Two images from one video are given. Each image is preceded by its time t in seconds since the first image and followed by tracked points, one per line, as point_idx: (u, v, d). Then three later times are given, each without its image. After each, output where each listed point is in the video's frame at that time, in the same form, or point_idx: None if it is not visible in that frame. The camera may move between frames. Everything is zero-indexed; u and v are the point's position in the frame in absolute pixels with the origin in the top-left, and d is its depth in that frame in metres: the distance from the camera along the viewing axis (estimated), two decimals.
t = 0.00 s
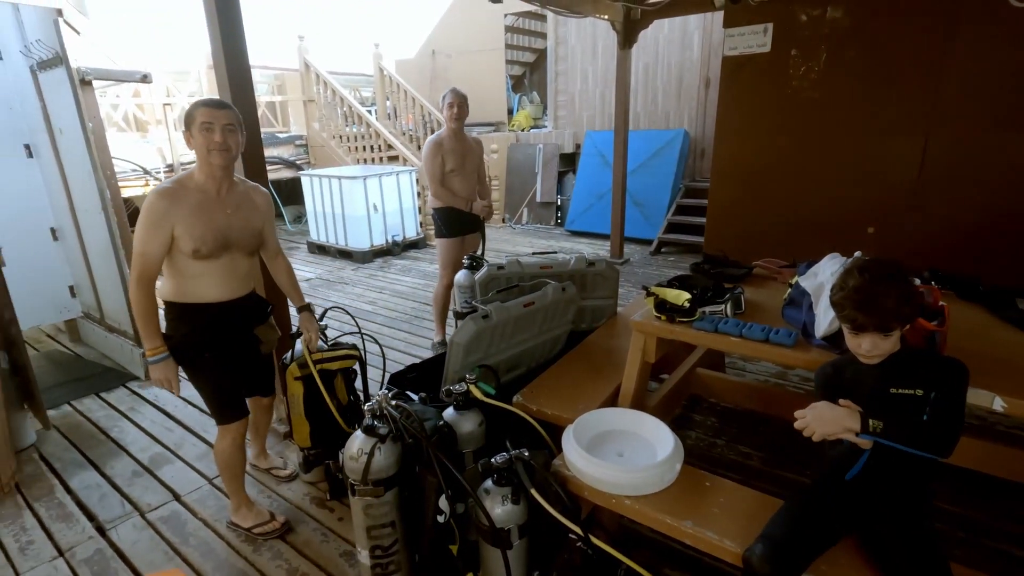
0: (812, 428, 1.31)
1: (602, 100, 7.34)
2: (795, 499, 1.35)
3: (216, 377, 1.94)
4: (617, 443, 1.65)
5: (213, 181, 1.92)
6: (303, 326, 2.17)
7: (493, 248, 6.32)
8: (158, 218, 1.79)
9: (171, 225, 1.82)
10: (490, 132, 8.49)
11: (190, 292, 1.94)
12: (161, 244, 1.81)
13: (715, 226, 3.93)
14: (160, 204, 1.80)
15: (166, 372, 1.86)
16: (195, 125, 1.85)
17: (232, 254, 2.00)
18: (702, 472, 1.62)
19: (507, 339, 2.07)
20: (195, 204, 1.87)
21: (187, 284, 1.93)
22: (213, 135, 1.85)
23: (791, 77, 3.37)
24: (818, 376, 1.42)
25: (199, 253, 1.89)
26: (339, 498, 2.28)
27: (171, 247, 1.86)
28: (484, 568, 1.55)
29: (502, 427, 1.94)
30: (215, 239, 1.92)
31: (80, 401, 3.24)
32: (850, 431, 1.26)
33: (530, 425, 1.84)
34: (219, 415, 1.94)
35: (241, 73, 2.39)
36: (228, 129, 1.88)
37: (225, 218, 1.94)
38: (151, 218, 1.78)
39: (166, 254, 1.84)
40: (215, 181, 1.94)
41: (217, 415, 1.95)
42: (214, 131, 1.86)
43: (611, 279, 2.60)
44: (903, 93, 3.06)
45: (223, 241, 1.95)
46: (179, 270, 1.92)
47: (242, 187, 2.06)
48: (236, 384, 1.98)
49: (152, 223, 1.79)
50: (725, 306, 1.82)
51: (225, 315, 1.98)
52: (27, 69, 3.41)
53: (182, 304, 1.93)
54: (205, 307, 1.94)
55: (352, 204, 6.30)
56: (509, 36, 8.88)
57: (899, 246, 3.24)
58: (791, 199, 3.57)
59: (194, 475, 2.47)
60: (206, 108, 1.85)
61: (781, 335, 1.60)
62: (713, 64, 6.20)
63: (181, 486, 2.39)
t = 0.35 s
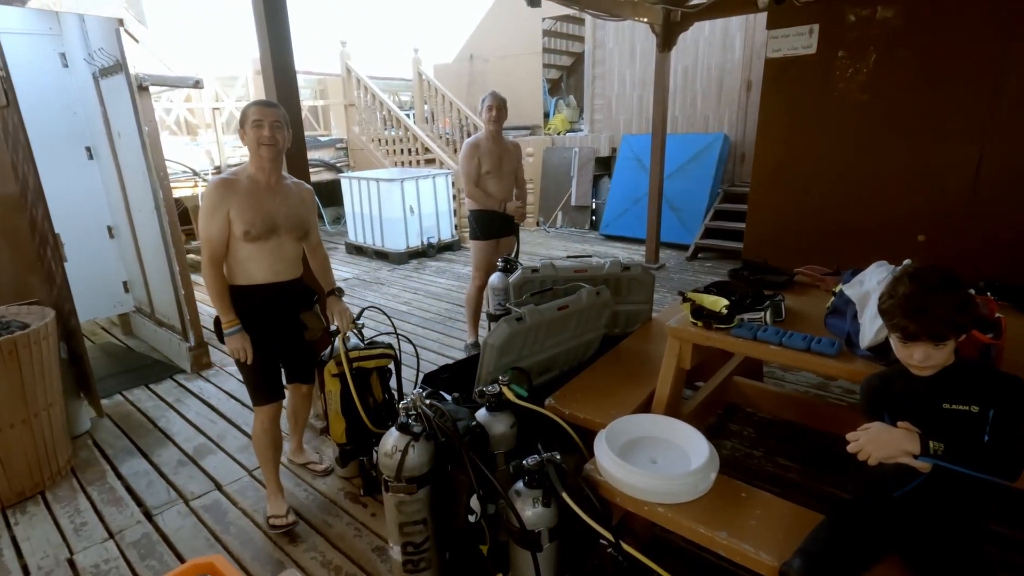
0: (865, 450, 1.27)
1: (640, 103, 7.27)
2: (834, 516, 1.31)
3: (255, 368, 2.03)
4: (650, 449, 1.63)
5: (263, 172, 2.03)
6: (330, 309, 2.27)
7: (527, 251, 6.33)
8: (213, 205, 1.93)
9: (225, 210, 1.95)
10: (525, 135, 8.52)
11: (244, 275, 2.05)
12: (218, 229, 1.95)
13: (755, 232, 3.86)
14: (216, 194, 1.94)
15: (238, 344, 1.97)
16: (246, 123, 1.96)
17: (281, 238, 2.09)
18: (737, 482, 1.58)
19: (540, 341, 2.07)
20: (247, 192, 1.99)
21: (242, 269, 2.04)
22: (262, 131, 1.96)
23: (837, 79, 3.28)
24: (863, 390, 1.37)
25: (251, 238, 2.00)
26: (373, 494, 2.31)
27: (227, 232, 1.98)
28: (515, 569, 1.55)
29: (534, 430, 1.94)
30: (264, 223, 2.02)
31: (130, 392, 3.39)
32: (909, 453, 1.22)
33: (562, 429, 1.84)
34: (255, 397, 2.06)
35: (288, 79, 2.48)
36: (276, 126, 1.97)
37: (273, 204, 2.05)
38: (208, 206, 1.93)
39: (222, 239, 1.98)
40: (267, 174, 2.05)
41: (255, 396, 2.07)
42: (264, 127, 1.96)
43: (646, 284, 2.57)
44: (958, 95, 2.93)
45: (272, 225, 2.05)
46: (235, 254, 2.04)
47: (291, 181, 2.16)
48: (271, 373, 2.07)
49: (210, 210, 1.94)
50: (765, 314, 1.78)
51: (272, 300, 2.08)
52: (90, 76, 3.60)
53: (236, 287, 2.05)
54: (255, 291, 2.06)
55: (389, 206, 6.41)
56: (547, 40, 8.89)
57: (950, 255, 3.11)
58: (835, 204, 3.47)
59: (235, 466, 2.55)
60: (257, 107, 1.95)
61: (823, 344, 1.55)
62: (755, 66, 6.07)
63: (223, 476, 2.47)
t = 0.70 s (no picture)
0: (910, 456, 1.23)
1: (682, 106, 7.16)
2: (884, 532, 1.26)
3: (296, 361, 2.12)
4: (691, 455, 1.62)
5: (315, 169, 2.10)
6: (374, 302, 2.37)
7: (564, 254, 6.33)
8: (266, 200, 2.02)
9: (277, 206, 2.04)
10: (564, 138, 8.51)
11: (293, 266, 2.12)
12: (270, 221, 2.03)
13: (800, 238, 3.76)
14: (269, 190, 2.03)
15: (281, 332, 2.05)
16: (302, 124, 2.04)
17: (329, 232, 2.16)
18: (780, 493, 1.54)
19: (579, 344, 2.07)
20: (298, 187, 2.07)
21: (291, 260, 2.11)
22: (316, 132, 2.04)
23: (892, 81, 3.17)
24: (916, 403, 1.32)
25: (300, 233, 2.08)
26: (410, 489, 2.36)
27: (279, 225, 2.06)
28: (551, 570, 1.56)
29: (572, 432, 1.94)
30: (313, 219, 2.10)
31: (182, 382, 3.55)
32: (957, 461, 1.17)
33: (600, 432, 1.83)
34: (297, 388, 2.15)
35: (338, 84, 2.56)
36: (328, 127, 2.04)
37: (322, 201, 2.13)
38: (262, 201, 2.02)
39: (274, 233, 2.06)
40: (318, 173, 2.11)
41: (298, 387, 2.17)
42: (318, 128, 2.03)
43: (687, 290, 2.54)
44: None
45: (320, 218, 2.11)
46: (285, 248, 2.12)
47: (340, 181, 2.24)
48: (313, 366, 2.15)
49: (263, 203, 2.03)
50: (813, 322, 1.73)
51: (318, 293, 2.15)
52: (152, 80, 3.79)
53: (285, 278, 2.13)
54: (302, 281, 2.12)
55: (428, 207, 6.51)
56: (587, 42, 8.86)
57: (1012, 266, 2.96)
58: (886, 211, 3.35)
59: (279, 456, 2.63)
60: (312, 109, 2.03)
61: (875, 354, 1.50)
62: (803, 69, 5.92)
63: (267, 466, 2.56)
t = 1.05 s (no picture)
0: (982, 473, 1.20)
1: (733, 108, 7.01)
2: (956, 553, 1.22)
3: (353, 355, 2.19)
4: (747, 463, 1.60)
5: (373, 169, 2.17)
6: (431, 301, 2.44)
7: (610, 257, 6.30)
8: (326, 200, 2.13)
9: (337, 206, 2.14)
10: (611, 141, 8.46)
11: (351, 263, 2.18)
12: (330, 221, 2.14)
13: (860, 246, 3.63)
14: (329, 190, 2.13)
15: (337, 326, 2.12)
16: (361, 125, 2.11)
17: (386, 231, 2.22)
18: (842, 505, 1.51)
19: (632, 347, 2.07)
20: (356, 187, 2.16)
21: (349, 257, 2.19)
22: (374, 133, 2.10)
23: (963, 83, 3.04)
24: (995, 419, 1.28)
25: (357, 230, 2.15)
26: (459, 484, 2.41)
27: (338, 224, 2.16)
28: (602, 571, 1.57)
29: (622, 435, 1.94)
30: (371, 217, 2.17)
31: (242, 372, 3.72)
32: None
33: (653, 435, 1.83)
34: (349, 378, 2.22)
35: (399, 88, 2.64)
36: (386, 128, 2.10)
37: (380, 200, 2.20)
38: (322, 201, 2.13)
39: (333, 231, 2.16)
40: (375, 173, 2.18)
41: (350, 377, 2.23)
42: (376, 130, 2.10)
43: (742, 295, 2.50)
44: None
45: (377, 217, 2.18)
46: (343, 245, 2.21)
47: (398, 180, 2.30)
48: (367, 359, 2.22)
49: (324, 204, 2.14)
50: (878, 331, 1.68)
51: (375, 290, 2.20)
52: (221, 85, 3.99)
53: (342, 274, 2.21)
54: (360, 277, 2.18)
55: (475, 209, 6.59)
56: (636, 44, 8.78)
57: None
58: (954, 218, 3.20)
59: (334, 446, 2.74)
60: (371, 111, 2.09)
61: (947, 367, 1.45)
62: (865, 70, 5.70)
63: (322, 455, 2.66)
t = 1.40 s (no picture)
0: None
1: (798, 109, 6.77)
2: None
3: (418, 350, 2.27)
4: (816, 472, 1.56)
5: (438, 170, 2.24)
6: (492, 301, 2.49)
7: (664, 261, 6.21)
8: (394, 202, 2.21)
9: (404, 207, 2.22)
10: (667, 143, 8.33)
11: (416, 262, 2.26)
12: (396, 222, 2.22)
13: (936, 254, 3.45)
14: (397, 192, 2.21)
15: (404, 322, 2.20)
16: (427, 128, 2.17)
17: (450, 230, 2.28)
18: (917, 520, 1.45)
19: (694, 350, 2.05)
20: (422, 189, 2.23)
21: (415, 256, 2.26)
22: (440, 135, 2.15)
23: None
24: None
25: (423, 230, 2.23)
26: (514, 480, 2.45)
27: (404, 225, 2.24)
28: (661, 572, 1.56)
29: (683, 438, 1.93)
30: (436, 217, 2.24)
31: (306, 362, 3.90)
32: None
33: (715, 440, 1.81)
34: (412, 373, 2.30)
35: (464, 90, 2.71)
36: (451, 131, 2.16)
37: (444, 201, 2.26)
38: (391, 203, 2.22)
39: (401, 231, 2.24)
40: (439, 174, 2.24)
41: (413, 371, 2.32)
42: (441, 133, 2.16)
43: (808, 302, 2.44)
44: None
45: (441, 217, 2.25)
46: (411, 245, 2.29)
47: (461, 180, 2.35)
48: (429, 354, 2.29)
49: (391, 206, 2.23)
50: (960, 342, 1.61)
51: (439, 289, 2.27)
52: (293, 89, 4.19)
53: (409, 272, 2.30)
54: (425, 275, 2.25)
55: (529, 210, 6.64)
56: (695, 44, 8.61)
57: None
58: None
59: (393, 437, 2.83)
60: (436, 113, 2.15)
61: None
62: (944, 68, 5.40)
63: (382, 444, 2.76)
